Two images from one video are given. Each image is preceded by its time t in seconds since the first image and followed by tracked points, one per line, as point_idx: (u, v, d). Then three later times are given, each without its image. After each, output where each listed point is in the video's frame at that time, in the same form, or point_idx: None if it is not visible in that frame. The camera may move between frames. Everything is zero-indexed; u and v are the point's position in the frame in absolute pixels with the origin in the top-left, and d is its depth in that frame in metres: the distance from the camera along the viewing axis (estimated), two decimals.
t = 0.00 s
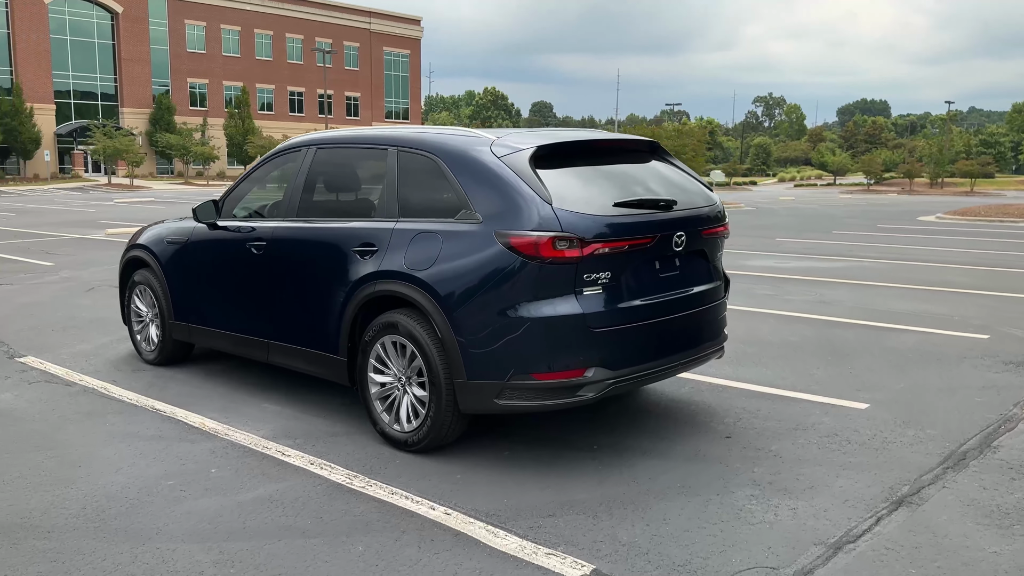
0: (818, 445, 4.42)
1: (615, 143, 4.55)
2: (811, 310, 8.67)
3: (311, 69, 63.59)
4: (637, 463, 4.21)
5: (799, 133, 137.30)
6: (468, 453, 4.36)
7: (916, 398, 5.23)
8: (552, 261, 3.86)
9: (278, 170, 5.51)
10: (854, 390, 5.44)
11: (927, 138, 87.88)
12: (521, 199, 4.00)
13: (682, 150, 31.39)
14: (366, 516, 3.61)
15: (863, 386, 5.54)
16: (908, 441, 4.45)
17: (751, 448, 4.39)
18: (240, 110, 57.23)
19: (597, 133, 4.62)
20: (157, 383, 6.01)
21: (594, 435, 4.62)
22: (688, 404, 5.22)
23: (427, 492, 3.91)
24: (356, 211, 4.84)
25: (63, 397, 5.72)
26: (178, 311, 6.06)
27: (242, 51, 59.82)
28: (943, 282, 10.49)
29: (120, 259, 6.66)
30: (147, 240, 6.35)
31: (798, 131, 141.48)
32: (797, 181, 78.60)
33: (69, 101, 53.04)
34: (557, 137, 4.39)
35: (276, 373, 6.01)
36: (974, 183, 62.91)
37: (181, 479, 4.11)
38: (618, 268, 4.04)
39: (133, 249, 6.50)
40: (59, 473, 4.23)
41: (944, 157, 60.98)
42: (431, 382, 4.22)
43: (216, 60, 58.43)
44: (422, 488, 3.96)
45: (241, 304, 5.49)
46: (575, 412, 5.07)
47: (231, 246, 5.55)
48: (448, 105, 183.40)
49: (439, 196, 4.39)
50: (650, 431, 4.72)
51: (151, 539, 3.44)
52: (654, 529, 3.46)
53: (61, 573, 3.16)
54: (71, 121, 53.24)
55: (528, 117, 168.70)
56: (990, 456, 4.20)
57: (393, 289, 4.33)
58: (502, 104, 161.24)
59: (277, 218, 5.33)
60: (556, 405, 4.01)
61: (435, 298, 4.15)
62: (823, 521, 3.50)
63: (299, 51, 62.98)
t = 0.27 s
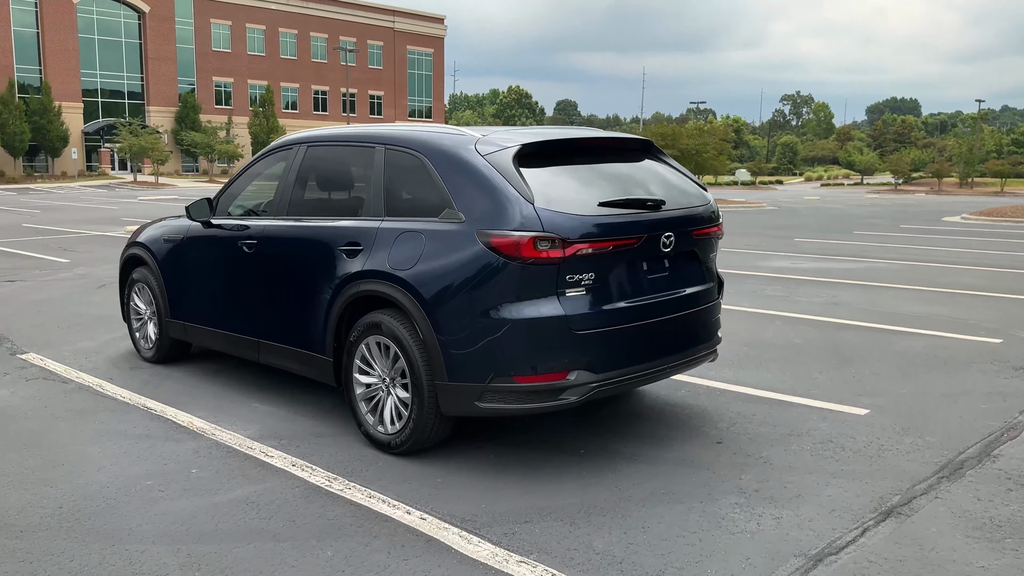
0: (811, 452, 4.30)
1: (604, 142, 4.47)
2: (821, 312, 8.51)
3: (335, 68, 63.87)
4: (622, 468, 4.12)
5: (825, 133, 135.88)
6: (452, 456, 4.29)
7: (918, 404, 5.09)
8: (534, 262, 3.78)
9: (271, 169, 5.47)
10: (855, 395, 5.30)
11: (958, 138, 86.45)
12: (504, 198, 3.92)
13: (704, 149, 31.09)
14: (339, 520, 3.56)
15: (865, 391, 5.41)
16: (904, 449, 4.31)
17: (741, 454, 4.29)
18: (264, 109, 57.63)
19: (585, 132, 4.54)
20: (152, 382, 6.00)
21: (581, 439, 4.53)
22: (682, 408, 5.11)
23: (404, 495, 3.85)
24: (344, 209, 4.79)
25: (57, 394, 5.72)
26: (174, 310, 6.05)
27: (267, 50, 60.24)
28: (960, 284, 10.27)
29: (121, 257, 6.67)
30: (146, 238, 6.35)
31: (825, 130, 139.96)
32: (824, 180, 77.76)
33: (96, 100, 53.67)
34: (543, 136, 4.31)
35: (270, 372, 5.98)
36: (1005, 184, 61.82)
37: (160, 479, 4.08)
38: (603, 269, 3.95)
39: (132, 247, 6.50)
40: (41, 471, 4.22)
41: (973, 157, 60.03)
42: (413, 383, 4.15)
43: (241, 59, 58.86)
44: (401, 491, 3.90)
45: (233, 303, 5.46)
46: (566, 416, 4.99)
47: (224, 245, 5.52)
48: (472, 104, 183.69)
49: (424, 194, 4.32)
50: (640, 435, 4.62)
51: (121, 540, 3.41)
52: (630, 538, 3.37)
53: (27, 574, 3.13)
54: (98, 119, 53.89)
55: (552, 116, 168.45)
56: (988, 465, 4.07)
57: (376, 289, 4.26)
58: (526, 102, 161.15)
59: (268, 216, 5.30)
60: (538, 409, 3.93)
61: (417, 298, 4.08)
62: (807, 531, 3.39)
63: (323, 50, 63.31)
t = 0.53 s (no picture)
0: (799, 458, 4.20)
1: (589, 139, 4.40)
2: (831, 313, 8.35)
3: (360, 67, 64.16)
4: (603, 471, 4.05)
5: (855, 131, 134.24)
6: (432, 457, 4.24)
7: (916, 409, 4.96)
8: (511, 261, 3.72)
9: (263, 166, 5.46)
10: (852, 399, 5.18)
11: (991, 136, 84.91)
12: (482, 196, 3.87)
13: (728, 147, 30.73)
14: (310, 520, 3.53)
15: (864, 394, 5.29)
16: (896, 456, 4.20)
17: (727, 458, 4.20)
18: (290, 107, 58.03)
19: (571, 129, 4.47)
20: (148, 378, 6.03)
21: (565, 441, 4.47)
22: (673, 411, 5.03)
23: (380, 496, 3.81)
24: (331, 207, 4.76)
25: (54, 389, 5.76)
26: (171, 307, 6.07)
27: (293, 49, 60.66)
28: (978, 286, 10.05)
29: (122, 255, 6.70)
30: (145, 235, 6.37)
31: (855, 128, 138.18)
32: (853, 179, 76.73)
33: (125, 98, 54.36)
34: (527, 132, 4.25)
35: (265, 370, 5.98)
36: None
37: (140, 477, 4.07)
38: (583, 269, 3.88)
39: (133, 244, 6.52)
40: (24, 466, 4.24)
41: (1006, 156, 58.97)
42: (393, 383, 4.11)
43: (268, 58, 59.27)
44: (377, 492, 3.86)
45: (225, 301, 5.46)
46: (554, 418, 4.93)
47: (217, 242, 5.52)
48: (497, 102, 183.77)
49: (407, 192, 4.28)
50: (626, 438, 4.55)
51: (90, 538, 3.40)
52: (601, 543, 3.30)
53: None
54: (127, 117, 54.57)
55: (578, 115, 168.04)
56: (981, 474, 3.94)
57: (358, 287, 4.23)
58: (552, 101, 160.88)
59: (259, 214, 5.28)
60: (516, 410, 3.86)
61: (397, 297, 4.04)
62: (782, 540, 3.30)
63: (349, 49, 63.62)
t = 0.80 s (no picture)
0: (787, 467, 4.11)
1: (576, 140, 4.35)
2: (842, 316, 8.20)
3: (387, 67, 64.43)
4: (584, 478, 4.00)
5: (887, 131, 132.39)
6: (414, 461, 4.21)
7: (916, 417, 4.84)
8: (488, 266, 3.68)
9: (256, 168, 5.46)
10: (851, 406, 5.07)
11: None
12: (461, 199, 3.83)
13: (753, 146, 30.41)
14: (282, 525, 3.51)
15: (863, 401, 5.17)
16: (887, 466, 4.10)
17: (712, 466, 4.13)
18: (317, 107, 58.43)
19: (558, 130, 4.42)
20: (147, 378, 6.06)
21: (550, 446, 4.42)
22: (665, 417, 4.96)
23: (357, 501, 3.78)
24: (318, 208, 4.75)
25: (53, 387, 5.81)
26: (171, 307, 6.10)
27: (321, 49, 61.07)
28: (998, 290, 9.82)
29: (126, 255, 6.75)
30: (147, 236, 6.41)
31: (887, 127, 136.17)
32: (884, 179, 75.63)
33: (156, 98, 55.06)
34: (511, 133, 4.20)
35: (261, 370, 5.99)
36: None
37: (122, 478, 4.09)
38: (563, 272, 3.83)
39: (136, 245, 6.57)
40: (13, 465, 4.28)
41: None
42: (374, 386, 4.08)
43: (296, 58, 59.73)
44: (355, 497, 3.84)
45: (219, 302, 5.47)
46: (544, 422, 4.88)
47: (211, 243, 5.53)
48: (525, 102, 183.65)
49: (390, 194, 4.25)
50: (613, 443, 4.48)
51: (64, 539, 3.41)
52: (571, 553, 3.24)
53: None
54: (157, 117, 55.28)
55: (606, 114, 167.46)
56: (972, 486, 3.83)
57: (342, 290, 4.21)
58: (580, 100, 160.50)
59: (251, 215, 5.29)
60: (495, 415, 3.82)
61: (378, 301, 4.01)
62: (758, 552, 3.22)
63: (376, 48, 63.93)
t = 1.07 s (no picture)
0: (780, 471, 4.00)
1: (565, 137, 4.28)
2: (857, 317, 8.03)
3: (415, 65, 64.60)
4: (570, 479, 3.92)
5: (923, 129, 130.16)
6: (401, 461, 4.15)
7: (920, 421, 4.70)
8: (470, 263, 3.62)
9: (255, 164, 5.45)
10: (854, 410, 4.94)
11: None
12: (445, 195, 3.78)
13: (782, 144, 29.97)
14: (259, 523, 3.48)
15: (867, 404, 5.03)
16: (884, 472, 3.97)
17: (703, 470, 4.03)
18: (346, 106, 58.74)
19: (548, 126, 4.35)
20: (150, 374, 6.09)
21: (540, 447, 4.36)
22: (661, 418, 4.86)
23: (338, 500, 3.74)
24: (310, 205, 4.72)
25: (56, 382, 5.86)
26: (173, 304, 6.12)
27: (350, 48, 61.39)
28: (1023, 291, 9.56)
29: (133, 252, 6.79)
30: (152, 233, 6.44)
31: (923, 125, 133.92)
32: (919, 178, 74.33)
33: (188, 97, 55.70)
34: (498, 129, 4.14)
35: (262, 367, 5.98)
36: None
37: (109, 474, 4.08)
38: (548, 271, 3.76)
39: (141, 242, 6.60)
40: (4, 459, 4.29)
41: None
42: (360, 385, 4.04)
43: (325, 57, 60.10)
44: (337, 496, 3.80)
45: (218, 298, 5.46)
46: (537, 423, 4.81)
47: (210, 240, 5.53)
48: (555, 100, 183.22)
49: (379, 191, 4.20)
50: (604, 444, 4.41)
51: (41, 535, 3.40)
52: (547, 558, 3.17)
53: None
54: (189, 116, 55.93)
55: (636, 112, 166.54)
56: (970, 493, 3.70)
57: (329, 287, 4.17)
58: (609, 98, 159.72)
59: (248, 212, 5.28)
60: (478, 415, 3.76)
61: (363, 298, 3.97)
62: (739, 560, 3.13)
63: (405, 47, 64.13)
